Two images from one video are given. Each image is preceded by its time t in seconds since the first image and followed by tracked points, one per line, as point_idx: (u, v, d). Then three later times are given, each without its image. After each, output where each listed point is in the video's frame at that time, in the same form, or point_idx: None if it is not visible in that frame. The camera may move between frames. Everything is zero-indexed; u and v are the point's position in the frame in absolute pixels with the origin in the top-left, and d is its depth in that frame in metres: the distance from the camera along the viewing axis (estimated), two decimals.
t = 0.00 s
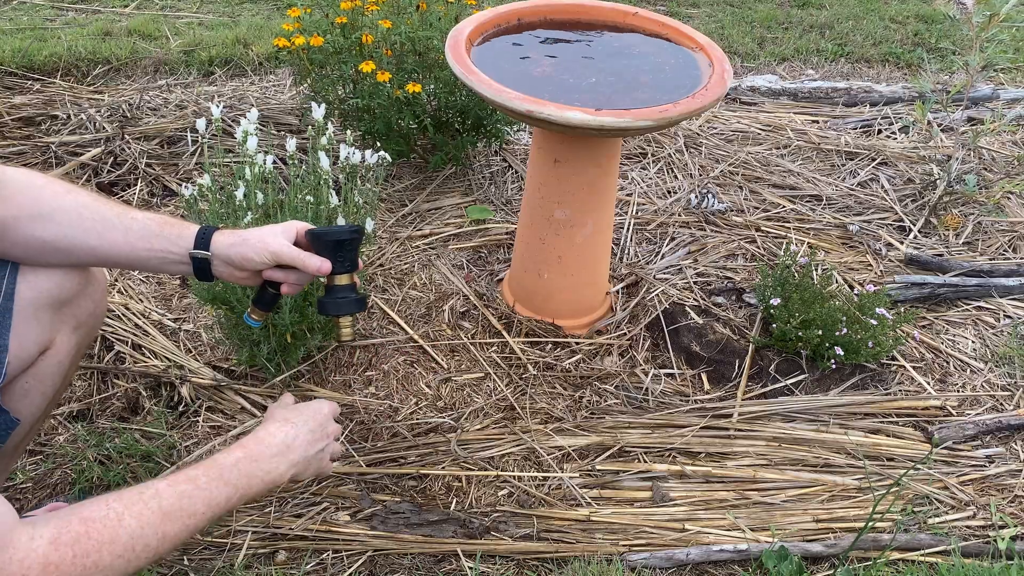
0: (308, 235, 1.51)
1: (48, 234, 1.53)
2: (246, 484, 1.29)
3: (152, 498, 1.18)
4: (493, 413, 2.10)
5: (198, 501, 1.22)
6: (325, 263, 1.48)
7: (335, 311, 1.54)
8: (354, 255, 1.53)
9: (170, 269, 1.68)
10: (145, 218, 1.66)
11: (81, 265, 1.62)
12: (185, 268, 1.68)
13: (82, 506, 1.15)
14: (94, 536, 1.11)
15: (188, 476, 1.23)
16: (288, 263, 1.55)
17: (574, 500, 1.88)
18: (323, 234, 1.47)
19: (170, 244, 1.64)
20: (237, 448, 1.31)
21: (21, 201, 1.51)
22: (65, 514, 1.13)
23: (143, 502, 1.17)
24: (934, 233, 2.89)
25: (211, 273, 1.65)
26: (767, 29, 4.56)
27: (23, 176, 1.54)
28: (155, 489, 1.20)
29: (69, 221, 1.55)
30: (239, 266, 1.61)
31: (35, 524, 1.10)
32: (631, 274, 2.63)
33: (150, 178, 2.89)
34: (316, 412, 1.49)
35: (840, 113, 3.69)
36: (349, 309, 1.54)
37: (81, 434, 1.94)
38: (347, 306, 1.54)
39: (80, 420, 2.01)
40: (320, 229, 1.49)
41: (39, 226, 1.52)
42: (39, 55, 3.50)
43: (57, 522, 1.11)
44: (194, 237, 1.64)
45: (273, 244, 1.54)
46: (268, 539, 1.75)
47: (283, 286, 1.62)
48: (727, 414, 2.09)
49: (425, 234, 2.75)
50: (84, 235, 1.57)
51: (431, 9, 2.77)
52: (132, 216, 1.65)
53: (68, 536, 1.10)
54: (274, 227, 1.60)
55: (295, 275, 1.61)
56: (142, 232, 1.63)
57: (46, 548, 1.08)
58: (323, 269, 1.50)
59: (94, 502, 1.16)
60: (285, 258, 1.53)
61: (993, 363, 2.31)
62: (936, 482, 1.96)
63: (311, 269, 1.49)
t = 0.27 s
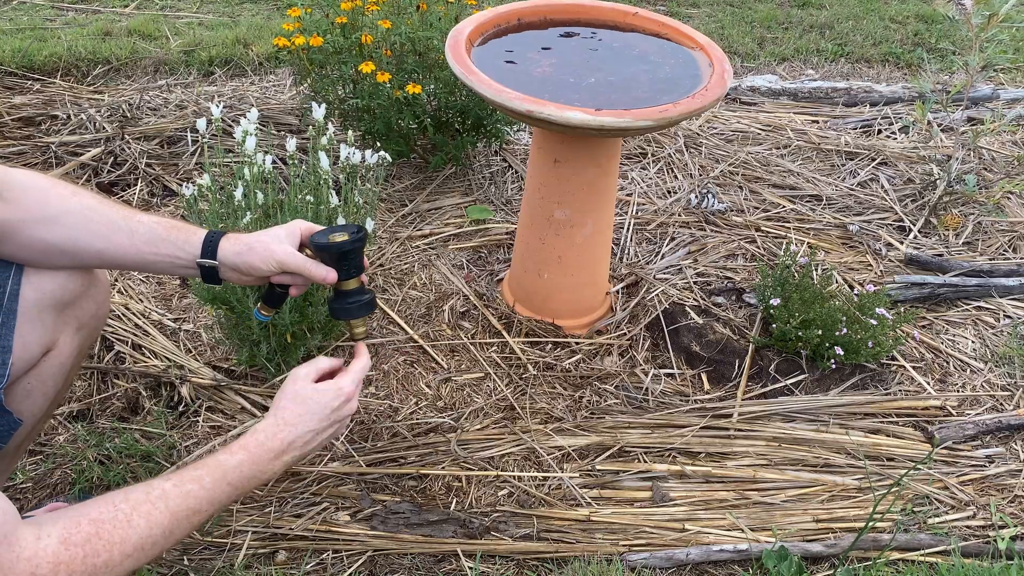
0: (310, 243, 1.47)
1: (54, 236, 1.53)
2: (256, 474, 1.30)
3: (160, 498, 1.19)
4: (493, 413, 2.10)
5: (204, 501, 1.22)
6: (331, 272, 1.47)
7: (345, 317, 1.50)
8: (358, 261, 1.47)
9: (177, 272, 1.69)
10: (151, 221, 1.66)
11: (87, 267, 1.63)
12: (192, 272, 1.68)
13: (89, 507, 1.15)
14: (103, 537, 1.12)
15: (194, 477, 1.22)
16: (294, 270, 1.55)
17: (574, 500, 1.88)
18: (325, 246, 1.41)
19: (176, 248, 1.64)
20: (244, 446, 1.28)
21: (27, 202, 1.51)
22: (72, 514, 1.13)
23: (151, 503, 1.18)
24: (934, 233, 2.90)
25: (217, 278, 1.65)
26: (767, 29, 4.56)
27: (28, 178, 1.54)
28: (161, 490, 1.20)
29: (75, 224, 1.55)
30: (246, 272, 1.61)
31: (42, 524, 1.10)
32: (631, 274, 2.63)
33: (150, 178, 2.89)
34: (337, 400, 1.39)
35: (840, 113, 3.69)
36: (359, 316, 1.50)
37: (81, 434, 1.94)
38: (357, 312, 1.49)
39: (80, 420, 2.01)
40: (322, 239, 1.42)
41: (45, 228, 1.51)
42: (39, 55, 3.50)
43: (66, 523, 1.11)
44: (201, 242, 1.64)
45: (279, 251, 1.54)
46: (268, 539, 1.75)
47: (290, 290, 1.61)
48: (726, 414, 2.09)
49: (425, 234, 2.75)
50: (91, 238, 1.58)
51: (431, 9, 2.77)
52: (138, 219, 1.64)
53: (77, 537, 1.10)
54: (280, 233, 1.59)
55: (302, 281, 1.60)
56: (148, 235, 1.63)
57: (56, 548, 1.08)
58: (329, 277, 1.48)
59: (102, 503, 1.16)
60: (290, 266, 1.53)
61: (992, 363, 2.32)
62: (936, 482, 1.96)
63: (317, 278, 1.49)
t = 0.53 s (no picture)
0: (320, 242, 1.50)
1: (61, 238, 1.53)
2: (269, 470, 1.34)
3: (157, 511, 1.19)
4: (493, 413, 2.10)
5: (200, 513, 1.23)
6: (340, 268, 1.48)
7: (354, 313, 1.51)
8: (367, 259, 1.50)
9: (185, 274, 1.68)
10: (158, 222, 1.65)
11: (94, 269, 1.62)
12: (200, 273, 1.67)
13: (84, 517, 1.14)
14: (99, 551, 1.13)
15: (193, 490, 1.23)
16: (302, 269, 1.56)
17: (574, 500, 1.88)
18: (336, 241, 1.44)
19: (184, 249, 1.64)
20: (249, 460, 1.28)
21: (35, 204, 1.52)
22: (67, 524, 1.13)
23: (148, 516, 1.18)
24: (934, 233, 2.90)
25: (226, 279, 1.65)
26: (767, 29, 4.56)
27: (37, 179, 1.54)
28: (159, 502, 1.20)
29: (82, 226, 1.55)
30: (255, 272, 1.61)
31: (36, 535, 1.09)
32: (631, 274, 2.63)
33: (150, 178, 2.89)
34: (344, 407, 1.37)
35: (840, 113, 3.69)
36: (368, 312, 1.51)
37: (81, 434, 1.94)
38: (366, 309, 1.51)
39: (81, 420, 2.01)
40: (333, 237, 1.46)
41: (53, 229, 1.52)
42: (39, 55, 3.50)
43: (60, 535, 1.11)
44: (210, 243, 1.63)
45: (289, 250, 1.54)
46: (268, 540, 1.75)
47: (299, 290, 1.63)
48: (726, 414, 2.09)
49: (425, 234, 2.75)
50: (99, 240, 1.57)
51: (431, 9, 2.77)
52: (146, 221, 1.64)
53: (71, 551, 1.11)
54: (289, 232, 1.60)
55: (311, 281, 1.61)
56: (156, 236, 1.63)
57: (48, 560, 1.09)
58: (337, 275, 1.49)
59: (98, 513, 1.15)
60: (299, 264, 1.54)
61: (992, 363, 2.31)
62: (936, 482, 1.96)
63: (326, 275, 1.49)
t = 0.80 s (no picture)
0: (320, 242, 1.49)
1: (64, 240, 1.53)
2: (268, 468, 1.33)
3: (159, 507, 1.19)
4: (493, 413, 2.10)
5: (201, 509, 1.23)
6: (342, 269, 1.49)
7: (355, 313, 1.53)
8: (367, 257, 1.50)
9: (186, 276, 1.68)
10: (160, 225, 1.65)
11: (96, 270, 1.62)
12: (202, 276, 1.67)
13: (86, 512, 1.14)
14: (101, 545, 1.12)
15: (194, 486, 1.22)
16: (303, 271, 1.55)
17: (574, 500, 1.88)
18: (336, 243, 1.44)
19: (186, 252, 1.64)
20: (250, 455, 1.28)
21: (38, 206, 1.52)
22: (69, 520, 1.13)
23: (150, 511, 1.17)
24: (934, 233, 2.90)
25: (227, 281, 1.65)
26: (767, 29, 4.56)
27: (40, 181, 1.54)
28: (160, 498, 1.19)
29: (84, 227, 1.55)
30: (256, 275, 1.61)
31: (38, 531, 1.09)
32: (631, 274, 2.63)
33: (150, 178, 2.89)
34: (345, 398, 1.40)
35: (840, 113, 3.69)
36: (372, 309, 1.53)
37: (81, 434, 1.94)
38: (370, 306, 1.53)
39: (81, 420, 2.01)
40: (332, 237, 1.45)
41: (56, 231, 1.52)
42: (39, 55, 3.49)
43: (61, 530, 1.11)
44: (211, 246, 1.63)
45: (289, 252, 1.54)
46: (268, 540, 1.75)
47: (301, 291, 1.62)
48: (726, 414, 2.09)
49: (425, 234, 2.75)
50: (101, 242, 1.57)
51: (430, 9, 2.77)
52: (148, 223, 1.64)
53: (73, 544, 1.11)
54: (288, 233, 1.60)
55: (312, 281, 1.61)
56: (158, 239, 1.63)
57: (51, 554, 1.08)
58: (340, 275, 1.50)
59: (100, 508, 1.15)
60: (300, 265, 1.53)
61: (992, 363, 2.32)
62: (936, 482, 1.96)
63: (328, 276, 1.50)
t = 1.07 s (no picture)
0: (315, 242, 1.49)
1: (61, 240, 1.53)
2: (264, 454, 1.31)
3: (153, 491, 1.18)
4: (493, 413, 2.10)
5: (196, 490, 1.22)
6: (333, 270, 1.49)
7: (349, 315, 1.53)
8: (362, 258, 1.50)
9: (182, 275, 1.68)
10: (157, 224, 1.65)
11: (93, 270, 1.62)
12: (198, 275, 1.67)
13: (84, 503, 1.15)
14: (98, 531, 1.12)
15: (186, 468, 1.22)
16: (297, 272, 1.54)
17: (574, 500, 1.88)
18: (330, 243, 1.43)
19: (181, 251, 1.63)
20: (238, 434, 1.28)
21: (35, 205, 1.52)
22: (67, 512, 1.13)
23: (145, 495, 1.17)
24: (934, 233, 2.90)
25: (223, 281, 1.65)
26: (767, 29, 4.56)
27: (38, 181, 1.54)
28: (153, 482, 1.19)
29: (81, 227, 1.55)
30: (251, 275, 1.60)
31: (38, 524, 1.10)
32: (631, 274, 2.63)
33: (150, 178, 2.89)
34: (334, 388, 1.39)
35: (840, 113, 3.69)
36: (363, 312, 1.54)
37: (81, 434, 1.94)
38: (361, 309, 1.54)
39: (81, 420, 2.01)
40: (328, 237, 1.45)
41: (53, 231, 1.52)
42: (39, 55, 3.49)
43: (60, 522, 1.12)
44: (207, 246, 1.63)
45: (283, 253, 1.53)
46: (267, 539, 1.75)
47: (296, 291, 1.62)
48: (727, 414, 2.09)
49: (425, 234, 2.75)
50: (98, 241, 1.57)
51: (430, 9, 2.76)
52: (145, 223, 1.63)
53: (72, 534, 1.11)
54: (283, 234, 1.58)
55: (307, 282, 1.60)
56: (154, 239, 1.62)
57: (51, 545, 1.09)
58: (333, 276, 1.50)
59: (97, 498, 1.16)
60: (293, 266, 1.52)
61: (992, 363, 2.31)
62: (936, 482, 1.96)
63: (321, 276, 1.49)
